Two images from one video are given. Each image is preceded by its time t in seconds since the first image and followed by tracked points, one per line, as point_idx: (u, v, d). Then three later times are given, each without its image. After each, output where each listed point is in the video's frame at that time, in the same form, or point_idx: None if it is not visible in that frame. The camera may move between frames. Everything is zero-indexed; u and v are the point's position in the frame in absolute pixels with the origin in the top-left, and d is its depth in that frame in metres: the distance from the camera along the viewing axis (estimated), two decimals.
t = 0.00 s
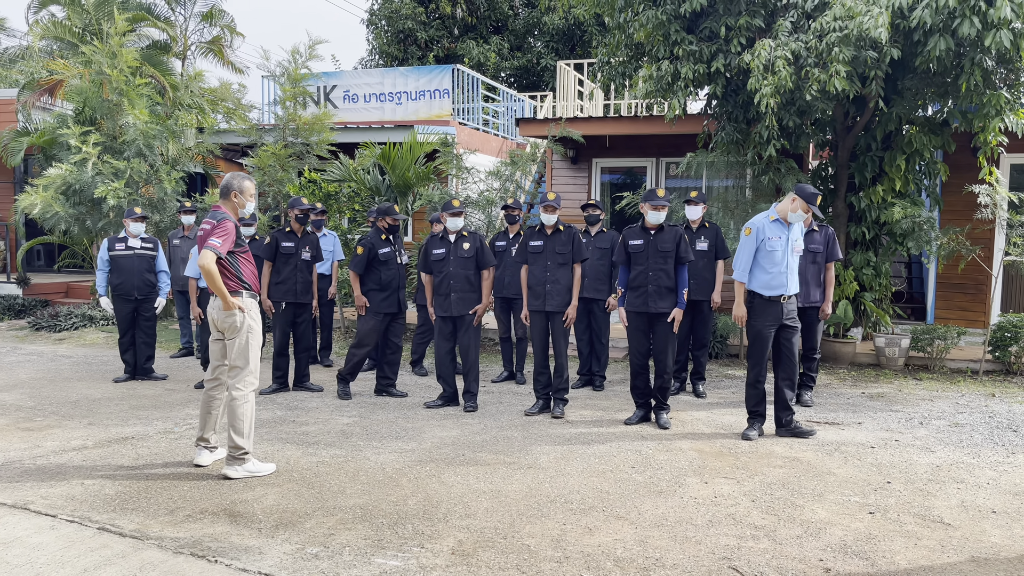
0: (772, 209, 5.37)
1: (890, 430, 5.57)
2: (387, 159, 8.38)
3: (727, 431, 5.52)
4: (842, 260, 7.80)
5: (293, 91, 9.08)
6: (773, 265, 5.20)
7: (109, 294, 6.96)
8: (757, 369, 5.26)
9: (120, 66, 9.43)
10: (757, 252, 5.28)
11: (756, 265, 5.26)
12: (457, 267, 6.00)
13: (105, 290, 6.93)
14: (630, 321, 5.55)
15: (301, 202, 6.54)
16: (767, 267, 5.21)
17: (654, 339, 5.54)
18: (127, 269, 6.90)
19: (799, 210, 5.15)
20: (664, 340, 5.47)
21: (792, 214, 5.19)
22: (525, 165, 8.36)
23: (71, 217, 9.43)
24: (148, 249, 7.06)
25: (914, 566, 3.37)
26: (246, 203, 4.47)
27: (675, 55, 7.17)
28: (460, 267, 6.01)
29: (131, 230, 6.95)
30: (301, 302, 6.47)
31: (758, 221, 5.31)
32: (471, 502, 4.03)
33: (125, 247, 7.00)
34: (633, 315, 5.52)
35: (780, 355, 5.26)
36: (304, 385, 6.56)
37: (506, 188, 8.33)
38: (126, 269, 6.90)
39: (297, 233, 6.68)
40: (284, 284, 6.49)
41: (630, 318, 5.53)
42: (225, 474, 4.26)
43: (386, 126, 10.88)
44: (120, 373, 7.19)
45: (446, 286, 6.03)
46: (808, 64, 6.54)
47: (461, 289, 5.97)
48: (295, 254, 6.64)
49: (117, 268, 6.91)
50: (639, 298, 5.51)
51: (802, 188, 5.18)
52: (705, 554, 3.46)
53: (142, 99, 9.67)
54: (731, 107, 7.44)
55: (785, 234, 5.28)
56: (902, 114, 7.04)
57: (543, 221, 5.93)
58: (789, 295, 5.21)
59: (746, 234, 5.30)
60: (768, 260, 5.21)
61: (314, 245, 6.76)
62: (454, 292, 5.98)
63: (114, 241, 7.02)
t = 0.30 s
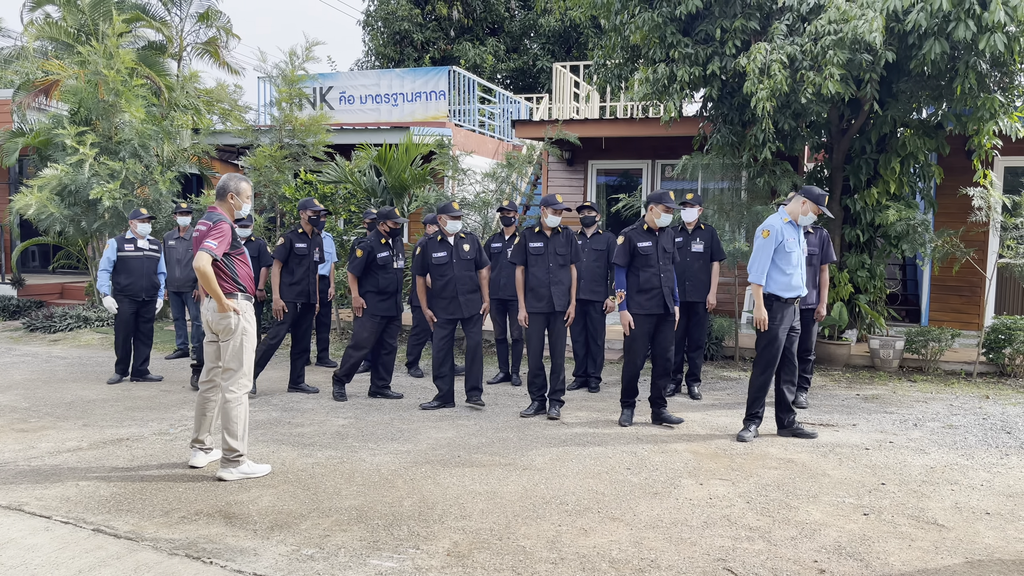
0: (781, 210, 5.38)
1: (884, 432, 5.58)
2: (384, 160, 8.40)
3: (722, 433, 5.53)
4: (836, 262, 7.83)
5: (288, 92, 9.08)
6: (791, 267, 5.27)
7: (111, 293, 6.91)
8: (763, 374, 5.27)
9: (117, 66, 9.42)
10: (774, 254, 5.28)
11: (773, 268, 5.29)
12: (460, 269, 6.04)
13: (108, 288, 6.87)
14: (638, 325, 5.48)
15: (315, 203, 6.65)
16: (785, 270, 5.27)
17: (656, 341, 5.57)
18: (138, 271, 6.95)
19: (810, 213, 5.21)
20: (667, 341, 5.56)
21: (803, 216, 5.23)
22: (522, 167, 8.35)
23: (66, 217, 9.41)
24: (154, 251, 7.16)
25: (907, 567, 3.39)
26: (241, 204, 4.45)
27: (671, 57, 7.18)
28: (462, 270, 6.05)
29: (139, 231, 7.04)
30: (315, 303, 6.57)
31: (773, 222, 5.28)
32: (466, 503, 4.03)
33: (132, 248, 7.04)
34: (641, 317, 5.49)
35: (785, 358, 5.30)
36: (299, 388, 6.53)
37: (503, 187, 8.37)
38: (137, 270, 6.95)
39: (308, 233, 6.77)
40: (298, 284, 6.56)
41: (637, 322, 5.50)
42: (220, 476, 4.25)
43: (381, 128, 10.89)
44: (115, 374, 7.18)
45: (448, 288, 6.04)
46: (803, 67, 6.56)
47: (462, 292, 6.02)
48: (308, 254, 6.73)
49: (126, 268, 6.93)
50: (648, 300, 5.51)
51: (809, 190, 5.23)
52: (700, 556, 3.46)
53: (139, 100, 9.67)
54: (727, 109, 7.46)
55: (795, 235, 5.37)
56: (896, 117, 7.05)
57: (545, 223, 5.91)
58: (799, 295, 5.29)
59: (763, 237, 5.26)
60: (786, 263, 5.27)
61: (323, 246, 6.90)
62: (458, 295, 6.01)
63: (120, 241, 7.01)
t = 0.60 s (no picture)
0: (789, 212, 5.42)
1: (880, 432, 5.60)
2: (381, 162, 8.42)
3: (719, 434, 5.54)
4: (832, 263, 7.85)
5: (285, 93, 9.06)
6: (805, 271, 5.30)
7: (113, 293, 6.91)
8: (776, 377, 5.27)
9: (115, 67, 9.43)
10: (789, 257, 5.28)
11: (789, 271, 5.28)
12: (469, 272, 6.06)
13: (111, 289, 6.89)
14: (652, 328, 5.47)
15: (316, 205, 6.61)
16: (800, 273, 5.29)
17: (664, 343, 5.57)
18: (142, 272, 6.99)
19: (818, 213, 5.26)
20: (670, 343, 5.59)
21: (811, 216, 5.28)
22: (519, 168, 8.31)
23: (61, 218, 9.39)
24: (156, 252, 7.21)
25: (904, 568, 3.40)
26: (235, 204, 4.45)
27: (668, 59, 7.18)
28: (473, 272, 6.08)
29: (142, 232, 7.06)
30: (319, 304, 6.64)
31: (786, 225, 5.30)
32: (463, 504, 4.03)
33: (134, 250, 7.06)
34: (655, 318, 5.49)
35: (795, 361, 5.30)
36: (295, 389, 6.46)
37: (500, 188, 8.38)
38: (141, 271, 6.98)
39: (308, 234, 6.73)
40: (301, 286, 6.61)
41: (651, 324, 5.48)
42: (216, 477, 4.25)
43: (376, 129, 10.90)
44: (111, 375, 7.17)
45: (456, 291, 6.05)
46: (800, 69, 6.58)
47: (471, 294, 6.04)
48: (308, 255, 6.71)
49: (130, 270, 6.95)
50: (660, 301, 5.51)
51: (815, 191, 5.30)
52: (696, 557, 3.47)
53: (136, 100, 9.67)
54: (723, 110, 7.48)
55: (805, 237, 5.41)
56: (892, 119, 7.10)
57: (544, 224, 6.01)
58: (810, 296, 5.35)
59: (780, 240, 5.24)
60: (801, 266, 5.29)
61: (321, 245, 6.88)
62: (465, 297, 6.05)
63: (123, 242, 7.01)
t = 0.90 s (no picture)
0: (795, 211, 5.41)
1: (878, 432, 5.61)
2: (378, 163, 8.41)
3: (717, 434, 5.55)
4: (830, 263, 7.86)
5: (283, 93, 9.06)
6: (811, 271, 5.31)
7: (114, 294, 6.89)
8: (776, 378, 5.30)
9: (113, 68, 9.43)
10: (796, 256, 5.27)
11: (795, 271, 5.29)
12: (486, 277, 6.16)
13: (112, 290, 6.85)
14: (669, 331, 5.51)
15: (308, 205, 6.62)
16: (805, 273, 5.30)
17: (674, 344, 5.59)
18: (143, 272, 7.01)
19: (823, 211, 5.24)
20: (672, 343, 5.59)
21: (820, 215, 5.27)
22: (517, 168, 8.26)
23: (60, 219, 9.38)
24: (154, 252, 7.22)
25: (903, 567, 3.40)
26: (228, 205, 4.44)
27: (666, 59, 7.19)
28: (488, 276, 6.18)
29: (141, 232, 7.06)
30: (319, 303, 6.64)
31: (792, 225, 5.28)
32: (462, 505, 4.03)
33: (134, 250, 7.05)
34: (671, 320, 5.59)
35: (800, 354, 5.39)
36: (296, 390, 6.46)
37: (497, 188, 8.37)
38: (142, 271, 6.99)
39: (302, 234, 6.75)
40: (301, 288, 6.58)
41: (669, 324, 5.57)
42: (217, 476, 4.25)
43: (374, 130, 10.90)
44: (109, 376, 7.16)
45: (473, 295, 6.12)
46: (797, 70, 6.59)
47: (485, 297, 6.11)
48: (305, 256, 6.73)
49: (131, 270, 6.96)
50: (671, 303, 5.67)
51: (818, 188, 5.27)
52: (694, 557, 3.47)
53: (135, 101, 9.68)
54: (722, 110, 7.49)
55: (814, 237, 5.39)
56: (889, 119, 7.10)
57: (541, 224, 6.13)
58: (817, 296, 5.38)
59: (786, 241, 5.23)
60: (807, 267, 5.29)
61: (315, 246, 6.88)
62: (479, 300, 6.10)
63: (122, 243, 7.00)
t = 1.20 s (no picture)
0: (795, 211, 5.41)
1: (877, 432, 5.61)
2: (378, 163, 8.35)
3: (716, 434, 5.55)
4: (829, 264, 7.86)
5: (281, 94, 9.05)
6: (811, 271, 5.30)
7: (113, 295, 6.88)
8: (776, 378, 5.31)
9: (111, 69, 9.42)
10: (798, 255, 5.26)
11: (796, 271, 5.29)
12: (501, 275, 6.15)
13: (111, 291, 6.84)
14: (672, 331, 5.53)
15: (304, 205, 6.63)
16: (806, 273, 5.30)
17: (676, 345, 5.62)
18: (142, 272, 7.02)
19: (823, 208, 5.25)
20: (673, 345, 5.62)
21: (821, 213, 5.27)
22: (516, 169, 8.34)
23: (59, 220, 9.37)
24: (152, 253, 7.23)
25: (902, 567, 3.40)
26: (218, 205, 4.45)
27: (664, 59, 7.18)
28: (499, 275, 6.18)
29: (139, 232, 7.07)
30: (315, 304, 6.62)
31: (793, 225, 5.28)
32: (460, 505, 4.03)
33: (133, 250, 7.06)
34: (673, 320, 5.59)
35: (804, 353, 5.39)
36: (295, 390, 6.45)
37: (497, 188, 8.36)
38: (141, 271, 7.00)
39: (298, 235, 6.69)
40: (298, 289, 6.59)
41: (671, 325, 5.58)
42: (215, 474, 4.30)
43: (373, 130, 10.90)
44: (108, 377, 7.16)
45: (487, 292, 6.10)
46: (795, 70, 6.58)
47: (499, 296, 6.13)
48: (302, 257, 6.69)
49: (131, 270, 6.97)
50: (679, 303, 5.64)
51: (816, 186, 5.28)
52: (692, 557, 3.47)
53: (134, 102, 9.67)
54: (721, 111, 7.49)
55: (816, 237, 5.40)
56: (888, 119, 7.11)
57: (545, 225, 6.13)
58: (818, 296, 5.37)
59: (788, 240, 5.23)
60: (809, 267, 5.29)
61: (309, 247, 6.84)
62: (493, 299, 6.12)
63: (121, 244, 7.02)
